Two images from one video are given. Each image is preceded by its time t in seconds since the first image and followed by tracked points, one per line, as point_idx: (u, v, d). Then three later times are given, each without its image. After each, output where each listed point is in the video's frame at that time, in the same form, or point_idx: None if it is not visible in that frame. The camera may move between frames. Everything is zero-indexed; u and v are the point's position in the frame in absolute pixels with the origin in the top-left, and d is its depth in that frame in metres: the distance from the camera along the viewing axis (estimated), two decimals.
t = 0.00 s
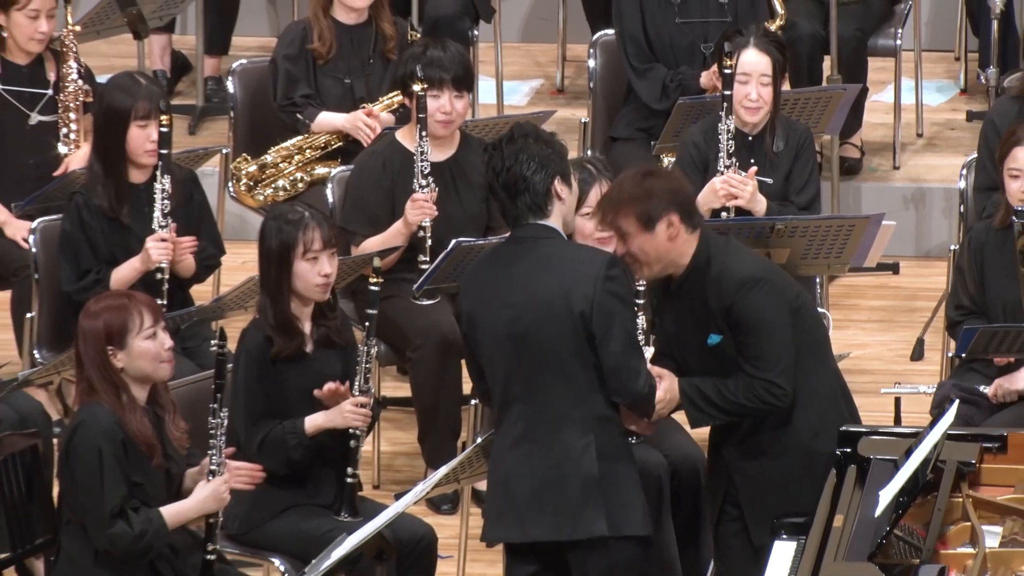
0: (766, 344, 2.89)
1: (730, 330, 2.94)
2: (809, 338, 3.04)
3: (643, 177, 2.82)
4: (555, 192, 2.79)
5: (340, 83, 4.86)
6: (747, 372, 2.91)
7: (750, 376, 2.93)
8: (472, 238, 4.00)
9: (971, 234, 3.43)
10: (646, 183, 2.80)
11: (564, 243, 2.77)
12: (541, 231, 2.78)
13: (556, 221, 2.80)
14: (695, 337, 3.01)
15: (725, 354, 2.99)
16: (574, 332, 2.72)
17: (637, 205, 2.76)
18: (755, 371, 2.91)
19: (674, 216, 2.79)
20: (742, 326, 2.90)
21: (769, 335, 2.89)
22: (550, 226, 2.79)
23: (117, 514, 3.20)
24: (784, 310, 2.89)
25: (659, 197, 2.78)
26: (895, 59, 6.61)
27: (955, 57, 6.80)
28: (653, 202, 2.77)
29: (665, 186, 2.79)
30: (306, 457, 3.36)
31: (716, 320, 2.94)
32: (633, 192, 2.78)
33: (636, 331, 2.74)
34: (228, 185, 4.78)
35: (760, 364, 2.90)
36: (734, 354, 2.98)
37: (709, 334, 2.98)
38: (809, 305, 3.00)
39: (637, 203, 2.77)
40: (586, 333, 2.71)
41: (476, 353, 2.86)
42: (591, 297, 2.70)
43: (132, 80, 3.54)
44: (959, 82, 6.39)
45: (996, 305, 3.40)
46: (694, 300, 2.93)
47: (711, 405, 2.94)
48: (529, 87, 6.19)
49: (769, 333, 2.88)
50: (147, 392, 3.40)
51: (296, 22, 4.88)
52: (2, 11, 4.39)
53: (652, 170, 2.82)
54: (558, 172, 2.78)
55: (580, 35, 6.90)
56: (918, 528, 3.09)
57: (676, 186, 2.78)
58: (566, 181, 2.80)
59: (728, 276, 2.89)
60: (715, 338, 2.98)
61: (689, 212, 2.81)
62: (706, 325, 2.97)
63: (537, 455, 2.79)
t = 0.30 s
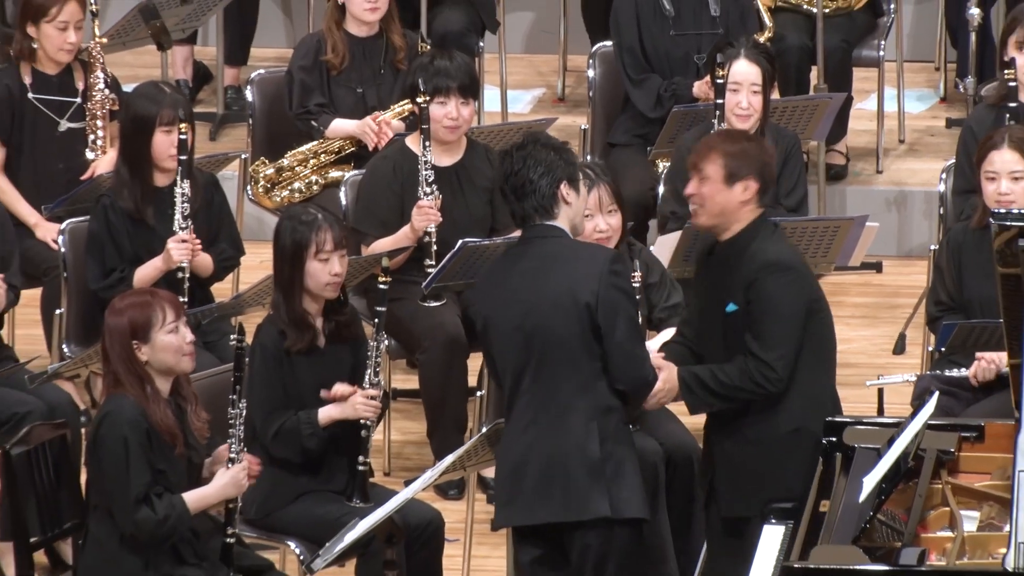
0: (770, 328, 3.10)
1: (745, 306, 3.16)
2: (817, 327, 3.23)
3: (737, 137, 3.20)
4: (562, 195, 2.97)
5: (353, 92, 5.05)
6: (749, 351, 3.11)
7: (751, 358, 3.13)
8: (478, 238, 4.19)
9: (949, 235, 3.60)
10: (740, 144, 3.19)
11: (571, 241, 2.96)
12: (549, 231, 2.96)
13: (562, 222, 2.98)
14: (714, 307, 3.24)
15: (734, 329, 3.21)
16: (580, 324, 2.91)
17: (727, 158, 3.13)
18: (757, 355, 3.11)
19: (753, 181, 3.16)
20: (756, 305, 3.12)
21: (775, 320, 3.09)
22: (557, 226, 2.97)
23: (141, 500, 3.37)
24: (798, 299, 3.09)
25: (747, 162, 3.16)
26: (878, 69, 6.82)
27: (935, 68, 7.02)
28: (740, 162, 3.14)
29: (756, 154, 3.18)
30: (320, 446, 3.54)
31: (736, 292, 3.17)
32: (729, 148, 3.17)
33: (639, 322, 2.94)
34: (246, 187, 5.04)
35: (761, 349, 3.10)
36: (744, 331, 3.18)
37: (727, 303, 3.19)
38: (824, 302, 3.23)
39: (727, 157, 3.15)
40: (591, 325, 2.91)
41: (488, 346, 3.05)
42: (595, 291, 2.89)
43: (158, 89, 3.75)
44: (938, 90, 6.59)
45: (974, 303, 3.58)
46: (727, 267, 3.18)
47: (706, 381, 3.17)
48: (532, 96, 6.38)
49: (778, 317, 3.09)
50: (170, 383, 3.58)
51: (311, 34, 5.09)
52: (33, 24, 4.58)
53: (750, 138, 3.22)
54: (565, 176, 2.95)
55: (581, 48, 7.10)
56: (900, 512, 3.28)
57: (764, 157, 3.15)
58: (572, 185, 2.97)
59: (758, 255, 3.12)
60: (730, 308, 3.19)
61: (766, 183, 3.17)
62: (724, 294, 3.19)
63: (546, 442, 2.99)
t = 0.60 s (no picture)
0: (796, 321, 3.38)
1: (779, 294, 3.44)
2: (842, 319, 3.50)
3: (802, 138, 3.48)
4: (578, 193, 3.15)
5: (360, 95, 5.24)
6: (774, 338, 3.39)
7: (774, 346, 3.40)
8: (479, 232, 4.40)
9: (925, 228, 3.80)
10: (803, 144, 3.46)
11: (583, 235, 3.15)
12: (564, 225, 3.15)
13: (579, 220, 3.17)
14: (751, 292, 3.52)
15: (765, 313, 3.49)
16: (578, 317, 3.11)
17: (786, 156, 3.40)
18: (780, 344, 3.38)
19: (807, 180, 3.42)
20: (791, 297, 3.40)
21: (804, 314, 3.37)
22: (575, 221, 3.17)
23: (159, 481, 3.55)
24: (831, 299, 3.36)
25: (805, 161, 3.43)
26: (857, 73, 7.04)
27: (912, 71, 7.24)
28: (798, 160, 3.41)
29: (814, 154, 3.45)
30: (327, 429, 3.74)
31: (774, 280, 3.45)
32: (789, 146, 3.45)
33: (636, 317, 3.12)
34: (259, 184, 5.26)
35: (785, 340, 3.37)
36: (774, 317, 3.46)
37: (764, 293, 3.48)
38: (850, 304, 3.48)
39: (790, 156, 3.42)
40: (589, 319, 3.10)
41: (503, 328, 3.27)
42: (592, 287, 3.08)
43: (176, 91, 3.91)
44: (915, 93, 6.80)
45: (949, 293, 3.78)
46: (770, 260, 3.47)
47: (729, 362, 3.44)
48: (530, 98, 6.57)
49: (808, 311, 3.36)
50: (187, 369, 3.75)
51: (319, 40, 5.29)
52: (58, 29, 4.74)
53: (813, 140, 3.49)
54: (585, 177, 3.13)
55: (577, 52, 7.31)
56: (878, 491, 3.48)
57: (822, 159, 3.42)
58: (590, 185, 3.14)
59: (803, 253, 3.39)
60: (766, 297, 3.48)
61: (820, 185, 3.44)
62: (762, 281, 3.47)
63: (544, 425, 3.20)
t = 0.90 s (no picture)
0: (800, 300, 3.55)
1: (785, 272, 3.61)
2: (844, 298, 3.67)
3: (826, 124, 3.64)
4: (599, 175, 3.31)
5: (366, 77, 5.42)
6: (779, 315, 3.56)
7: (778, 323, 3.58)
8: (479, 207, 4.57)
9: (906, 204, 3.99)
10: (827, 130, 3.62)
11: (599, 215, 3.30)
12: (585, 204, 3.31)
13: (600, 201, 3.33)
14: (759, 269, 3.70)
15: (772, 289, 3.66)
16: (582, 294, 3.26)
17: (813, 139, 3.56)
18: (784, 322, 3.56)
19: (828, 166, 3.59)
20: (795, 277, 3.56)
21: (808, 295, 3.54)
22: (596, 202, 3.33)
23: (173, 446, 3.69)
24: (833, 279, 3.54)
25: (828, 146, 3.59)
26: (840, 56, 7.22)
27: (894, 53, 7.42)
28: (823, 146, 3.56)
29: (837, 140, 3.61)
30: (333, 397, 3.91)
31: (781, 258, 3.62)
32: (817, 130, 3.60)
33: (638, 296, 3.25)
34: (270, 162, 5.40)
35: (789, 319, 3.54)
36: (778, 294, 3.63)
37: (770, 267, 3.65)
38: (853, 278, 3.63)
39: (816, 141, 3.58)
40: (591, 295, 3.25)
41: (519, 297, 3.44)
42: (595, 267, 3.22)
43: (189, 73, 4.10)
44: (896, 74, 6.97)
45: (928, 265, 3.96)
46: (778, 239, 3.64)
47: (735, 336, 3.62)
48: (528, 80, 6.74)
49: (811, 290, 3.53)
50: (200, 339, 3.87)
51: (327, 25, 5.46)
52: (78, 15, 4.95)
53: (838, 126, 3.65)
54: (609, 161, 3.29)
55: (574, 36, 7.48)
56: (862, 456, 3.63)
57: (845, 147, 3.58)
58: (611, 167, 3.30)
59: (809, 234, 3.56)
60: (773, 272, 3.65)
61: (840, 170, 3.61)
62: (771, 257, 3.65)
63: (546, 393, 3.37)
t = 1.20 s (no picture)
0: (802, 289, 3.60)
1: (784, 261, 3.66)
2: (842, 292, 3.73)
3: (825, 115, 3.68)
4: (621, 172, 3.29)
5: (366, 72, 5.48)
6: (778, 303, 3.61)
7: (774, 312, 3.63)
8: (477, 200, 4.63)
9: (898, 198, 4.05)
10: (827, 121, 3.66)
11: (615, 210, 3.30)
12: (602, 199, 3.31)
13: (618, 199, 3.32)
14: (758, 257, 3.73)
15: (769, 278, 3.70)
16: (591, 286, 3.26)
17: (817, 131, 3.59)
18: (783, 310, 3.61)
19: (830, 157, 3.63)
20: (796, 265, 3.61)
21: (809, 284, 3.59)
22: (614, 198, 3.32)
23: (175, 437, 3.74)
24: (835, 270, 3.60)
25: (831, 137, 3.63)
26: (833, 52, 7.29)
27: (886, 48, 7.50)
28: (827, 138, 3.61)
29: (838, 132, 3.65)
30: (333, 387, 3.98)
31: (781, 247, 3.66)
32: (821, 122, 3.64)
33: (648, 290, 3.25)
34: (271, 156, 5.46)
35: (789, 307, 3.59)
36: (777, 283, 3.68)
37: (769, 255, 3.69)
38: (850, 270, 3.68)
39: (820, 133, 3.62)
40: (601, 287, 3.25)
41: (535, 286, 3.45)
42: (605, 260, 3.22)
43: (192, 69, 4.12)
44: (888, 70, 7.04)
45: (920, 257, 4.02)
46: (778, 229, 3.69)
47: (732, 326, 3.68)
48: (525, 75, 6.80)
49: (812, 280, 3.58)
50: (201, 332, 3.91)
51: (328, 21, 5.53)
52: (81, 12, 5.03)
53: (836, 115, 3.69)
54: (632, 159, 3.27)
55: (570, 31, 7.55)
56: (854, 445, 3.68)
57: (848, 138, 3.63)
58: (634, 167, 3.29)
59: (811, 226, 3.61)
60: (772, 260, 3.69)
61: (841, 161, 3.66)
62: (769, 246, 3.69)
63: (552, 382, 3.37)
